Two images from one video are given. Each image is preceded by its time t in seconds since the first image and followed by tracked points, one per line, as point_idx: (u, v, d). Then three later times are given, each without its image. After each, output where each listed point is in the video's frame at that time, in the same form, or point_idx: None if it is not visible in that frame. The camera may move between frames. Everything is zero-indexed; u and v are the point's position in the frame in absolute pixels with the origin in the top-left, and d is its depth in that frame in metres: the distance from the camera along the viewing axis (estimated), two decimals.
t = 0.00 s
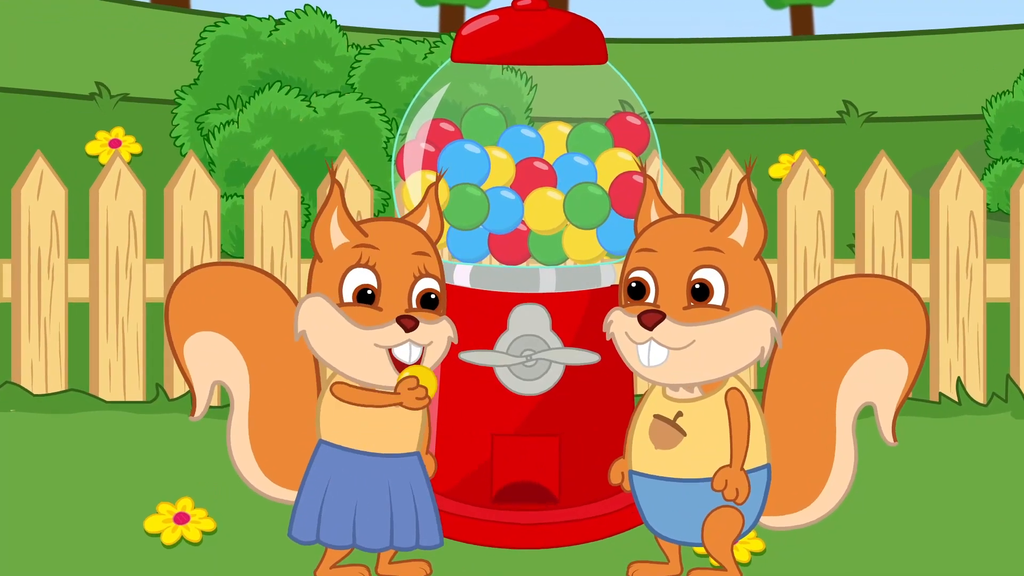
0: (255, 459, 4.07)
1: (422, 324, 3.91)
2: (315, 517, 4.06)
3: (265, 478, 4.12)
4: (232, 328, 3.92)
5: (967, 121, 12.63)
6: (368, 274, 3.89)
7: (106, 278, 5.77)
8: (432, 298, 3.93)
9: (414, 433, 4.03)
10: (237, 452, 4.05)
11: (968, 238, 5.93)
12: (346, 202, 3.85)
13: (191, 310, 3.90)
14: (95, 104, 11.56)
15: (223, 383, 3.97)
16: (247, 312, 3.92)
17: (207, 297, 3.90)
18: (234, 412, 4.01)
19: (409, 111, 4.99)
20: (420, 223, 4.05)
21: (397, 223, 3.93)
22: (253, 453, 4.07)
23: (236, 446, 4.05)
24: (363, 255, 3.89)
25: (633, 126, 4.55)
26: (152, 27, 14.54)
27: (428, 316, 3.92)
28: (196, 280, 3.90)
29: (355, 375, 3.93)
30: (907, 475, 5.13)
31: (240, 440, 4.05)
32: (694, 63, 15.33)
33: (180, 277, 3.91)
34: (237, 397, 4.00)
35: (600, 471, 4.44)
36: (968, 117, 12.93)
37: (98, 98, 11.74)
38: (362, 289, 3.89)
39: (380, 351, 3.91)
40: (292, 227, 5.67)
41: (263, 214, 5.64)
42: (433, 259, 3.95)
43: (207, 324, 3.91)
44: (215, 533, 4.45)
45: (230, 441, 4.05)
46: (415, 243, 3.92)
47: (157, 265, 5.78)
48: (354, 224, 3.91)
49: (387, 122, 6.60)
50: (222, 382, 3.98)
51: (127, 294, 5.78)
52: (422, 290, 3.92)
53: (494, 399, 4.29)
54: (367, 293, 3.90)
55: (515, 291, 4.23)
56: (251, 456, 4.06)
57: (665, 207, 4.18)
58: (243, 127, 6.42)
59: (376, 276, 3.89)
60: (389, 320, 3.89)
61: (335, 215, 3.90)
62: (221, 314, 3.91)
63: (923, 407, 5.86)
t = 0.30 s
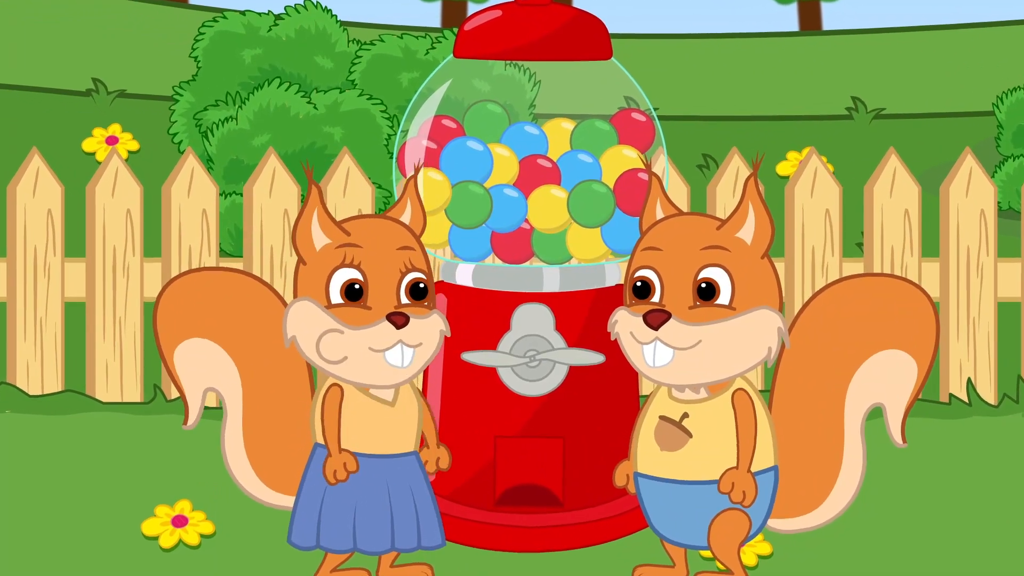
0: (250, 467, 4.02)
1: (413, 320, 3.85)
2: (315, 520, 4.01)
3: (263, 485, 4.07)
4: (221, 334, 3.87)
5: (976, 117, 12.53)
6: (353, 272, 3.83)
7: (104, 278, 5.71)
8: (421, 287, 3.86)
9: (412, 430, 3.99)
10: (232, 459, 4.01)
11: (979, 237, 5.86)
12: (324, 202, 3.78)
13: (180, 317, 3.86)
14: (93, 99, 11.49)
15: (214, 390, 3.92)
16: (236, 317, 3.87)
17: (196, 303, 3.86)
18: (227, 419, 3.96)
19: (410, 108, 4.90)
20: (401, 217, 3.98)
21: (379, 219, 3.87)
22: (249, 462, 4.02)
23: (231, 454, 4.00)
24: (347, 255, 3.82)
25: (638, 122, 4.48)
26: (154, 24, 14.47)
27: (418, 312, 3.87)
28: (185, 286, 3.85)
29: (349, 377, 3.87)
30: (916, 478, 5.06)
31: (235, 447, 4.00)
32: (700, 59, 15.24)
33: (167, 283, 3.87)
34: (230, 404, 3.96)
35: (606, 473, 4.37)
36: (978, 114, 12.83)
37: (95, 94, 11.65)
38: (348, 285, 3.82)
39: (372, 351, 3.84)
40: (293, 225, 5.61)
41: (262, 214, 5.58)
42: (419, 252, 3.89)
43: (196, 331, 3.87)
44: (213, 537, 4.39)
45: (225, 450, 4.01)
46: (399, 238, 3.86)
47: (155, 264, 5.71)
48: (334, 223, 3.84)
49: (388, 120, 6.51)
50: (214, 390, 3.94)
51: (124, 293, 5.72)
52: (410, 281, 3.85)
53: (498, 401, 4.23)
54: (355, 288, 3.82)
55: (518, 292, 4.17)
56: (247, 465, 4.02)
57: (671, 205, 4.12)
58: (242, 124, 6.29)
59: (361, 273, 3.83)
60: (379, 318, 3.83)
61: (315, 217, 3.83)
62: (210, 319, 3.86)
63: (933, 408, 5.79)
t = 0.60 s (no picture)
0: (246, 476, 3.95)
1: (404, 319, 3.79)
2: (315, 525, 3.93)
3: (260, 494, 4.00)
4: (214, 340, 3.80)
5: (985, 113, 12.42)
6: (341, 272, 3.77)
7: (100, 277, 5.64)
8: (411, 284, 3.81)
9: (410, 431, 3.92)
10: (228, 467, 3.95)
11: (990, 235, 5.79)
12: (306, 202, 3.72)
13: (172, 323, 3.79)
14: (92, 95, 11.40)
15: (208, 398, 3.85)
16: (228, 322, 3.80)
17: (189, 308, 3.79)
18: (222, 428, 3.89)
19: (412, 104, 4.83)
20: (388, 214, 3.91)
21: (363, 218, 3.81)
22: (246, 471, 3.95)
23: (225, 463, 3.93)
24: (333, 255, 3.76)
25: (643, 118, 4.41)
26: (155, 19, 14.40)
27: (409, 309, 3.80)
28: (177, 290, 3.79)
29: (345, 380, 3.79)
30: (926, 480, 4.99)
31: (230, 456, 3.93)
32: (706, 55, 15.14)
33: (160, 287, 3.81)
34: (224, 412, 3.88)
35: (610, 475, 4.30)
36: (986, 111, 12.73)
37: (92, 90, 11.56)
38: (337, 285, 3.76)
39: (366, 352, 3.78)
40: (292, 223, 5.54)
41: (262, 211, 5.51)
42: (406, 248, 3.84)
43: (189, 337, 3.80)
44: (212, 540, 4.33)
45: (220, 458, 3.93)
46: (386, 236, 3.81)
47: (152, 262, 5.67)
48: (318, 224, 3.78)
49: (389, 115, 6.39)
50: (207, 397, 3.86)
51: (120, 292, 5.65)
52: (400, 277, 3.80)
53: (501, 402, 4.16)
54: (344, 288, 3.77)
55: (522, 291, 4.11)
56: (243, 474, 3.95)
57: (677, 203, 4.06)
58: (242, 121, 6.22)
59: (349, 272, 3.77)
60: (370, 318, 3.77)
61: (300, 219, 3.77)
62: (203, 325, 3.79)
63: (942, 409, 5.72)
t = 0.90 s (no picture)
0: (251, 467, 3.94)
1: (421, 320, 3.75)
2: (316, 526, 3.91)
3: (264, 488, 3.99)
4: (221, 327, 3.78)
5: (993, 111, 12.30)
6: (360, 270, 3.73)
7: (97, 275, 5.58)
8: (430, 286, 3.76)
9: (418, 436, 3.88)
10: (232, 459, 3.93)
11: (1000, 235, 5.72)
12: (331, 198, 3.69)
13: (181, 312, 3.78)
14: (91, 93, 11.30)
15: (215, 387, 3.83)
16: (236, 310, 3.78)
17: (197, 297, 3.77)
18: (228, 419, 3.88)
19: (414, 101, 4.77)
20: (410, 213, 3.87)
21: (384, 215, 3.77)
22: (250, 462, 3.94)
23: (230, 454, 3.92)
24: (354, 252, 3.73)
25: (648, 115, 4.34)
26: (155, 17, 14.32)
27: (427, 311, 3.76)
28: (185, 280, 3.78)
29: (357, 378, 3.77)
30: (936, 482, 4.92)
31: (235, 447, 3.91)
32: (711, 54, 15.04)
33: (167, 280, 3.80)
34: (232, 402, 3.87)
35: (612, 479, 4.23)
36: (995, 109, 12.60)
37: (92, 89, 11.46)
38: (355, 283, 3.73)
39: (380, 351, 3.75)
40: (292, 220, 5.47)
41: (261, 210, 5.45)
42: (427, 250, 3.79)
43: (198, 326, 3.78)
44: (210, 543, 4.27)
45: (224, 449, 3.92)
46: (407, 235, 3.76)
47: (150, 261, 5.60)
48: (341, 220, 3.75)
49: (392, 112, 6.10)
50: (215, 387, 3.85)
51: (118, 291, 5.59)
52: (418, 279, 3.75)
53: (504, 402, 4.10)
54: (362, 286, 3.73)
55: (526, 290, 4.03)
56: (248, 465, 3.94)
57: (682, 200, 4.01)
58: (241, 117, 6.02)
59: (368, 271, 3.73)
60: (387, 317, 3.74)
61: (321, 214, 3.74)
62: (211, 314, 3.77)
63: (952, 410, 5.65)
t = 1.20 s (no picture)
0: (248, 472, 3.90)
1: (419, 319, 3.71)
2: (316, 529, 3.86)
3: (263, 493, 3.95)
4: (214, 329, 3.74)
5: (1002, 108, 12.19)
6: (356, 269, 3.67)
7: (94, 274, 5.53)
8: (427, 283, 3.72)
9: (418, 436, 3.82)
10: (230, 464, 3.88)
11: (1011, 233, 5.65)
12: (324, 196, 3.62)
13: (174, 315, 3.74)
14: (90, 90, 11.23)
15: (210, 391, 3.78)
16: (230, 312, 3.74)
17: (189, 300, 3.73)
18: (224, 423, 3.83)
19: (415, 97, 4.70)
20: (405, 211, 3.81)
21: (377, 212, 3.71)
22: (248, 466, 3.89)
23: (227, 458, 3.88)
24: (348, 251, 3.67)
25: (654, 111, 4.28)
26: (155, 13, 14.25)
27: (424, 310, 3.72)
28: (177, 283, 3.73)
29: (354, 380, 3.71)
30: (945, 484, 4.86)
31: (232, 452, 3.87)
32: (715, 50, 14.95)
33: (160, 282, 3.75)
34: (228, 406, 3.82)
35: (614, 481, 4.16)
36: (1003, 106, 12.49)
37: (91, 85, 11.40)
38: (351, 283, 3.67)
39: (377, 352, 3.69)
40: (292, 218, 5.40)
41: (260, 208, 5.39)
42: (423, 247, 3.74)
43: (191, 329, 3.74)
44: (208, 546, 4.21)
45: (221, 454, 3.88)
46: (402, 233, 3.71)
47: (147, 260, 5.54)
48: (334, 218, 3.68)
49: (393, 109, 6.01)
50: (211, 391, 3.81)
51: (115, 291, 5.54)
52: (414, 277, 3.70)
53: (506, 404, 4.04)
54: (357, 285, 3.67)
55: (528, 288, 3.98)
56: (245, 470, 3.90)
57: (688, 198, 3.96)
58: (239, 113, 5.90)
59: (364, 270, 3.68)
60: (383, 317, 3.69)
61: (314, 212, 3.67)
62: (205, 315, 3.73)
63: (961, 411, 5.58)
